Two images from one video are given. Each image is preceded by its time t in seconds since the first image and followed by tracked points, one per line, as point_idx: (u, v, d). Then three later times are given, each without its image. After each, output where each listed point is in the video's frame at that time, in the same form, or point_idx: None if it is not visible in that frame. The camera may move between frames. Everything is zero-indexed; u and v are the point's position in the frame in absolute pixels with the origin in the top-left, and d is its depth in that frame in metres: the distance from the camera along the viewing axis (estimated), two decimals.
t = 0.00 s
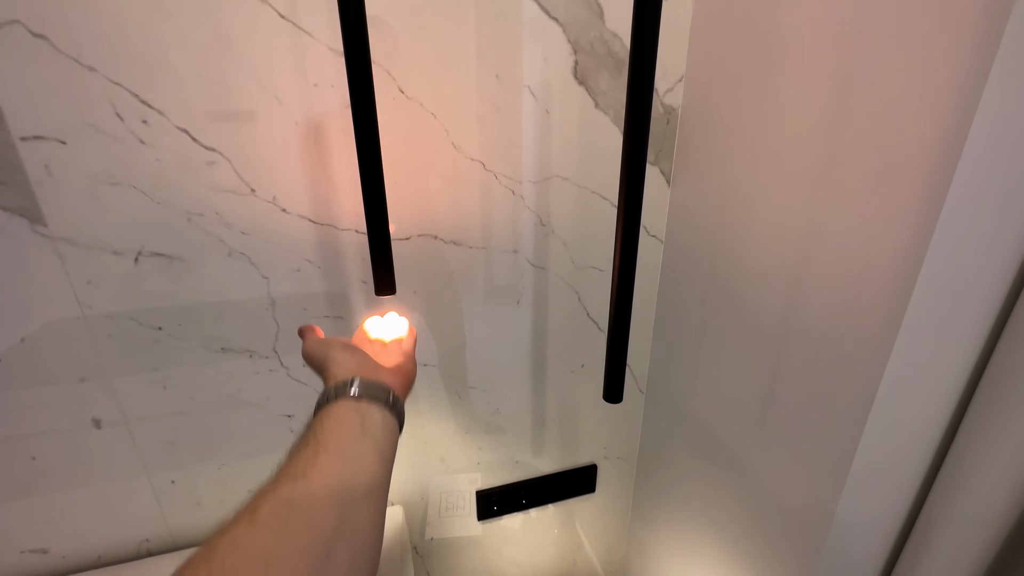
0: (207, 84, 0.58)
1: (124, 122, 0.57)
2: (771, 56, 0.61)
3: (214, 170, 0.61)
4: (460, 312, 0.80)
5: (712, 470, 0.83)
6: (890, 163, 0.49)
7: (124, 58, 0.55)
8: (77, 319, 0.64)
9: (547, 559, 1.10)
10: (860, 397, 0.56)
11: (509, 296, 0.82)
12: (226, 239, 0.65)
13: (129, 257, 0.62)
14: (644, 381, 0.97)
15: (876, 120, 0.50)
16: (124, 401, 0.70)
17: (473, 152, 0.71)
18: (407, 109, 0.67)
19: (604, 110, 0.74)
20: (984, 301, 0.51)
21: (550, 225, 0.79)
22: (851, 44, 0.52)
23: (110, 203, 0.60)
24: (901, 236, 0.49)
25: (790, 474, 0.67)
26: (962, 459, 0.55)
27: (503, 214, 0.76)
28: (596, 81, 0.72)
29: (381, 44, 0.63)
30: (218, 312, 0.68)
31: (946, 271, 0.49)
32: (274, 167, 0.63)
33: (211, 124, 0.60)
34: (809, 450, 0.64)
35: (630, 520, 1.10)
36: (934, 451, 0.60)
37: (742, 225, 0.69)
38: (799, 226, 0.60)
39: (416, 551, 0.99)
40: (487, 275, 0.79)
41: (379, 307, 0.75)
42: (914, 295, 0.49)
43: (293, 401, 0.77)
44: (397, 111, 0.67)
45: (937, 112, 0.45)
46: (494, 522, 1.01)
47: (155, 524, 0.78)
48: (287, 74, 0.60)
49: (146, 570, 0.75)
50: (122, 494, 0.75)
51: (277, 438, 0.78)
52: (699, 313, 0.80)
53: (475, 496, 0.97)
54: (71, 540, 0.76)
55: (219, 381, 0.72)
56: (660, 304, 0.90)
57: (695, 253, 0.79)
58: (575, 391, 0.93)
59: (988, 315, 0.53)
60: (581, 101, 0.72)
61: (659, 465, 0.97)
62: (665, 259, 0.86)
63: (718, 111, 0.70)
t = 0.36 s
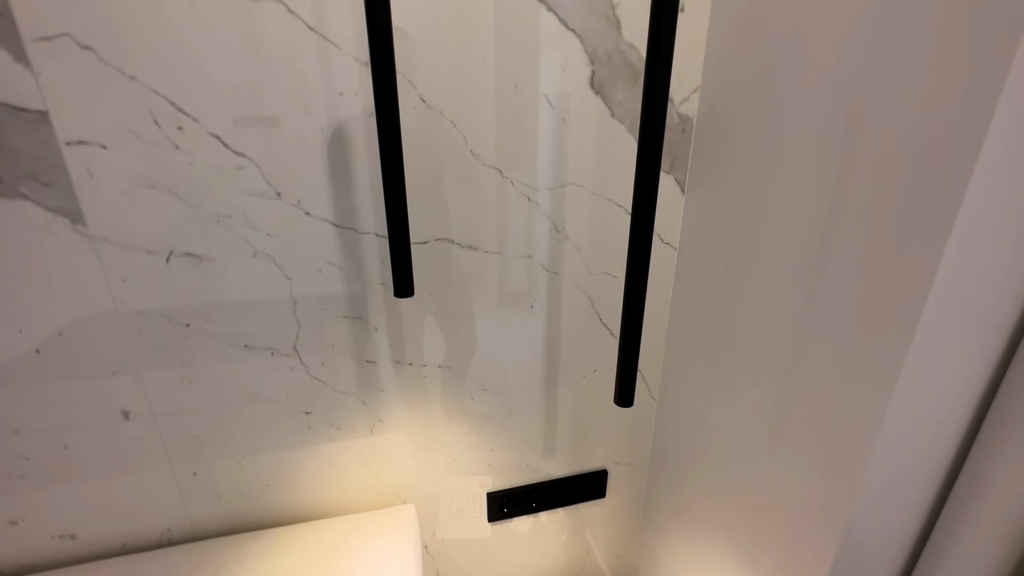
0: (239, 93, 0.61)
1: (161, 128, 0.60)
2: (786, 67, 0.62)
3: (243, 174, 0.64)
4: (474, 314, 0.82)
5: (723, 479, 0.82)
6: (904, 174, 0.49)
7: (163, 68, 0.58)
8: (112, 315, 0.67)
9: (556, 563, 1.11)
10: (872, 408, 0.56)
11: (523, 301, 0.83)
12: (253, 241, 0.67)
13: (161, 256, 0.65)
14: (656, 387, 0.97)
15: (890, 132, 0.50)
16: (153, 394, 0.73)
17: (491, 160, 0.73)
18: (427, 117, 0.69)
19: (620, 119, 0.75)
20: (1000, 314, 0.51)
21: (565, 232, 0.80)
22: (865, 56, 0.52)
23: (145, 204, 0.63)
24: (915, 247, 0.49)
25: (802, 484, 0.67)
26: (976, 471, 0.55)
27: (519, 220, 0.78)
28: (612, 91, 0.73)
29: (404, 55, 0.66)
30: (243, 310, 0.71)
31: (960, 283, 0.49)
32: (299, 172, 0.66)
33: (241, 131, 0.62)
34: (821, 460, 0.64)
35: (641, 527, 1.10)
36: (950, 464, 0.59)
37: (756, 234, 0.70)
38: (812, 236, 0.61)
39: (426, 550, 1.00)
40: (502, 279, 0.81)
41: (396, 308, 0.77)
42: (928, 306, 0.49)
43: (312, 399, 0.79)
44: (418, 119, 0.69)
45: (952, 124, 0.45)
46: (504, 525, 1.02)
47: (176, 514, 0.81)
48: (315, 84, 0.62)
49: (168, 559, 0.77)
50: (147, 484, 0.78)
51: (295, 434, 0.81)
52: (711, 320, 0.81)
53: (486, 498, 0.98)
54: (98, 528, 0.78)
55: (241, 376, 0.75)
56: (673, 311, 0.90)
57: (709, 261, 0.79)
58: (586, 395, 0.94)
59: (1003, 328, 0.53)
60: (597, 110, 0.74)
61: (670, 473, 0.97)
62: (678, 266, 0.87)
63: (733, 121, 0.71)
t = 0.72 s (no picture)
0: (257, 82, 0.63)
1: (182, 115, 0.63)
2: (790, 60, 0.63)
3: (259, 160, 0.67)
4: (480, 301, 0.84)
5: (722, 468, 0.84)
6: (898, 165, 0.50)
7: (185, 57, 0.61)
8: (135, 293, 0.71)
9: (557, 549, 1.13)
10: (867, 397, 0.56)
11: (528, 288, 0.85)
12: (268, 224, 0.70)
13: (181, 237, 0.69)
14: (659, 378, 0.98)
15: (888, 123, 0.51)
16: (172, 370, 0.76)
17: (498, 149, 0.75)
18: (436, 107, 0.71)
19: (626, 111, 0.76)
20: (997, 306, 0.51)
21: (569, 222, 0.82)
22: (867, 48, 0.53)
23: (167, 187, 0.66)
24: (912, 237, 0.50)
25: (797, 472, 0.68)
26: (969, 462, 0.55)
27: (525, 209, 0.79)
28: (619, 82, 0.74)
29: (415, 46, 0.68)
30: (257, 291, 0.74)
31: (954, 274, 0.49)
32: (312, 159, 0.68)
33: (257, 118, 0.65)
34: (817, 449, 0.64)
35: (642, 516, 1.12)
36: (943, 455, 0.59)
37: (758, 225, 0.70)
38: (813, 227, 0.61)
39: (430, 530, 1.03)
40: (507, 267, 0.82)
41: (404, 293, 0.80)
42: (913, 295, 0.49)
43: (322, 379, 0.82)
44: (428, 109, 0.71)
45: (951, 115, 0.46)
46: (506, 509, 1.04)
47: (192, 485, 0.84)
48: (328, 73, 0.65)
49: (184, 527, 0.81)
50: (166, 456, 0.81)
51: (306, 412, 0.84)
52: (713, 311, 0.82)
53: (489, 482, 1.00)
54: (120, 496, 0.82)
55: (255, 355, 0.78)
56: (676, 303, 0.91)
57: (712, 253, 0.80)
58: (589, 384, 0.95)
59: (1000, 320, 0.53)
60: (603, 101, 0.75)
61: (671, 463, 0.98)
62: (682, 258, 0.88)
63: (738, 114, 0.72)
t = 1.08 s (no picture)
0: (268, 73, 0.68)
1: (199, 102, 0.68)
2: (766, 54, 0.66)
3: (269, 145, 0.72)
4: (475, 282, 0.89)
5: (702, 445, 0.87)
6: (857, 153, 0.53)
7: (203, 49, 0.66)
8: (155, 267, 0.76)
9: (548, 525, 1.18)
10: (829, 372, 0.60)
11: (520, 270, 0.89)
12: (277, 206, 0.76)
13: (198, 216, 0.74)
14: (647, 361, 1.03)
15: (849, 114, 0.54)
16: (188, 340, 0.82)
17: (492, 138, 0.79)
18: (434, 97, 0.76)
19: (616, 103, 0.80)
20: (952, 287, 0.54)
21: (560, 208, 0.86)
22: (833, 43, 0.56)
23: (185, 169, 0.71)
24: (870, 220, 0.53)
25: (765, 446, 0.71)
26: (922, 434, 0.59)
27: (518, 194, 0.84)
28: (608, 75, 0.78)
29: (414, 39, 0.72)
30: (267, 268, 0.79)
31: (912, 255, 0.52)
32: (318, 145, 0.73)
33: (267, 106, 0.70)
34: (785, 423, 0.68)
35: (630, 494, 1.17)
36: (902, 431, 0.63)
37: (736, 212, 0.74)
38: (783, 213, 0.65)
39: (426, 501, 1.09)
40: (501, 250, 0.87)
41: (403, 273, 0.85)
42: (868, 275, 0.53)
43: (325, 352, 0.87)
44: (426, 98, 0.76)
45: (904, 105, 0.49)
46: (499, 483, 1.10)
47: (204, 448, 0.90)
48: (333, 65, 0.69)
49: (191, 485, 0.86)
50: (181, 421, 0.88)
51: (310, 383, 0.89)
52: (696, 295, 0.85)
53: (482, 457, 1.05)
54: (139, 457, 0.89)
55: (264, 328, 0.83)
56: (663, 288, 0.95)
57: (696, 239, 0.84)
58: (579, 364, 1.00)
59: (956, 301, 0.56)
60: (593, 93, 0.79)
61: (658, 442, 1.02)
62: (669, 244, 0.92)
63: (720, 106, 0.75)
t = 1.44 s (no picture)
0: (269, 47, 0.71)
1: (204, 76, 0.71)
2: (751, 31, 0.68)
3: (271, 118, 0.75)
4: (470, 257, 0.91)
5: (688, 417, 0.90)
6: (831, 124, 0.55)
7: (207, 23, 0.69)
8: (161, 236, 0.79)
9: (542, 498, 1.21)
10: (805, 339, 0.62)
11: (515, 246, 0.92)
12: (278, 178, 0.79)
13: (202, 187, 0.77)
14: (638, 337, 1.05)
15: (825, 87, 0.56)
16: (194, 308, 0.85)
17: (487, 114, 0.82)
18: (429, 73, 0.78)
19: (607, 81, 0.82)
20: (922, 256, 0.56)
21: (554, 185, 0.88)
22: (812, 18, 0.58)
23: (190, 141, 0.74)
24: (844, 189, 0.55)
25: (744, 413, 0.74)
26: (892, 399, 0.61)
27: (512, 171, 0.86)
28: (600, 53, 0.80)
29: (410, 16, 0.74)
30: (269, 239, 0.82)
31: (882, 223, 0.54)
32: (318, 119, 0.76)
33: (269, 80, 0.73)
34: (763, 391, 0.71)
35: (621, 469, 1.20)
36: (874, 399, 0.65)
37: (722, 187, 0.76)
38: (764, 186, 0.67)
39: (423, 471, 1.13)
40: (496, 225, 0.90)
41: (400, 246, 0.88)
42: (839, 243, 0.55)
43: (325, 322, 0.91)
44: (422, 74, 0.78)
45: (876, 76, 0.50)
46: (493, 455, 1.13)
47: (210, 414, 0.94)
48: (332, 40, 0.72)
49: (196, 447, 0.90)
50: (187, 386, 0.91)
51: (311, 352, 0.93)
52: (684, 270, 0.88)
53: (477, 429, 1.09)
54: (147, 421, 0.93)
55: (266, 297, 0.87)
56: (654, 266, 0.97)
57: (685, 216, 0.86)
58: (572, 339, 1.02)
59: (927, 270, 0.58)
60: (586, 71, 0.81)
61: (647, 417, 1.05)
62: (659, 222, 0.94)
63: (709, 83, 0.77)
